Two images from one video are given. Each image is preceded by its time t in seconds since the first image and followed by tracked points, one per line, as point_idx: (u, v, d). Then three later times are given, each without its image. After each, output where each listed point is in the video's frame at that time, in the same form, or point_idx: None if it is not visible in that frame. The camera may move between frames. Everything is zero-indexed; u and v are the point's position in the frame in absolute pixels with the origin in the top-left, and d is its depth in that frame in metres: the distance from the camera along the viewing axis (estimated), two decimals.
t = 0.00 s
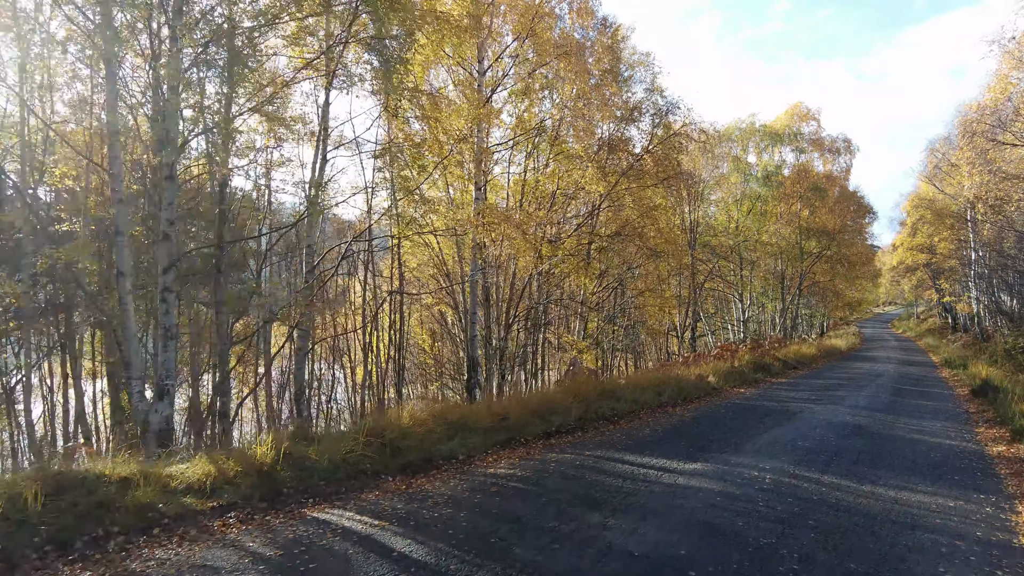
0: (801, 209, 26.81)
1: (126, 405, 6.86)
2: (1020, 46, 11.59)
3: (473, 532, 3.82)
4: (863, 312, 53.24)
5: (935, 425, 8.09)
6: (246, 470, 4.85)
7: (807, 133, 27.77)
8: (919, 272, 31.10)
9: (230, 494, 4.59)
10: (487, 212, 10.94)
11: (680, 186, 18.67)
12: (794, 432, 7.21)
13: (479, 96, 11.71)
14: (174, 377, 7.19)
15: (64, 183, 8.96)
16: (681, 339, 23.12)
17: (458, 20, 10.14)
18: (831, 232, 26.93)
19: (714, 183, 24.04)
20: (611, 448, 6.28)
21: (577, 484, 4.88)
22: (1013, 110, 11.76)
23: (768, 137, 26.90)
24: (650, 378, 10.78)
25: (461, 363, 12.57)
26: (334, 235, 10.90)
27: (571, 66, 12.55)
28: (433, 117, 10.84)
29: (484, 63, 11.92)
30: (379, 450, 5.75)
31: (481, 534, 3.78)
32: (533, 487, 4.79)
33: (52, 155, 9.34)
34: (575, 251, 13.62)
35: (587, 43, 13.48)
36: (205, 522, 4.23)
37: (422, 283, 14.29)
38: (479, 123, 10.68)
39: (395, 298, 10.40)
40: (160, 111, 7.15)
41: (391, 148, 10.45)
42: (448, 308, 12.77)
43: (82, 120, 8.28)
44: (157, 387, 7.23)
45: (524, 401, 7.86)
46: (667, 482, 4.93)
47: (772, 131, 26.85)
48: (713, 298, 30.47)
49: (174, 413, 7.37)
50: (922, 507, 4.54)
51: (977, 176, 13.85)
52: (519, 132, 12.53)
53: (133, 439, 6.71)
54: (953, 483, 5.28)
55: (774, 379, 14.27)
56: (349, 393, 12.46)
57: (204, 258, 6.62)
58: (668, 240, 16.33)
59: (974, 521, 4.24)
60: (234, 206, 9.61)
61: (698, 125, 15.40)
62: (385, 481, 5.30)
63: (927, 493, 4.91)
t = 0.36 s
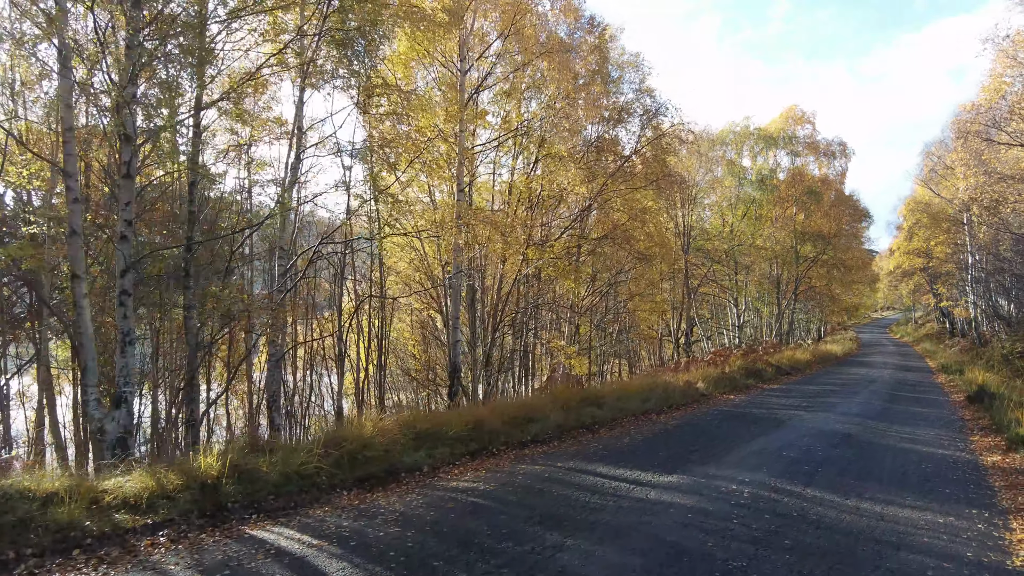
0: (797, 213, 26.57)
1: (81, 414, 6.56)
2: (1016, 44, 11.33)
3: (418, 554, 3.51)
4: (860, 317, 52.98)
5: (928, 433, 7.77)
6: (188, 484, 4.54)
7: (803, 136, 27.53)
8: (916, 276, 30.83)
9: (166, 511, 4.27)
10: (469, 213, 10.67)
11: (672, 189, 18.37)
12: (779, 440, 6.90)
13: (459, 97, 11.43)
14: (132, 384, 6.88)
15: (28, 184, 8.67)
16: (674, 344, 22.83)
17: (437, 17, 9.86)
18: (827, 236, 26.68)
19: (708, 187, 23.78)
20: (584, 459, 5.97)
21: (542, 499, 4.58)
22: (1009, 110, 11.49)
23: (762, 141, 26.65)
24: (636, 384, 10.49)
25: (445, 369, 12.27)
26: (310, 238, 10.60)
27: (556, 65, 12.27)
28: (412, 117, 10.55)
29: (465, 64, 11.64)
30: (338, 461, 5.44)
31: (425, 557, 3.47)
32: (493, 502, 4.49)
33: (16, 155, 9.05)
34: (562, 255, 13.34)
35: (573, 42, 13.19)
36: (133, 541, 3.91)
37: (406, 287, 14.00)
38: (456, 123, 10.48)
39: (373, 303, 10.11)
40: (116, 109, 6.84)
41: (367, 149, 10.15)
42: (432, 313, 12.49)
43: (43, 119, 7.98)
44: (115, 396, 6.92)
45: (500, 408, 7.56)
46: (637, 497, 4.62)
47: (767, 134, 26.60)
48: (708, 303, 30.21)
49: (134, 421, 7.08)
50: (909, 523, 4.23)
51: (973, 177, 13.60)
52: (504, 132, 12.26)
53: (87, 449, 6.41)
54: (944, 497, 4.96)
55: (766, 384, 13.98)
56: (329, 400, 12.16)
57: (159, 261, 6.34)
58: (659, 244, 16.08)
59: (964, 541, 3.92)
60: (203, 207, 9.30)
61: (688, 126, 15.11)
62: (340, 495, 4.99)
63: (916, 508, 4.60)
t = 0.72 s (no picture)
0: (794, 219, 26.31)
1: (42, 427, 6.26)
2: (1015, 45, 11.06)
3: None
4: (860, 323, 52.65)
5: (928, 445, 7.44)
6: (136, 502, 4.23)
7: (800, 141, 27.28)
8: (916, 282, 30.53)
9: (109, 534, 3.96)
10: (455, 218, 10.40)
11: (667, 194, 18.07)
12: (772, 453, 6.59)
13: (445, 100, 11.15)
14: (97, 396, 6.59)
15: None
16: (671, 352, 22.53)
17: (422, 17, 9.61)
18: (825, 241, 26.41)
19: (705, 193, 23.54)
20: (566, 473, 5.68)
21: (514, 520, 4.28)
22: (1008, 112, 11.22)
23: (760, 146, 26.39)
24: (627, 393, 10.19)
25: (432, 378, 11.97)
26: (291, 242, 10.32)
27: (544, 65, 11.95)
28: (396, 120, 10.28)
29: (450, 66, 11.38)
30: (303, 478, 5.15)
31: None
32: (461, 523, 4.20)
33: None
34: (553, 260, 13.06)
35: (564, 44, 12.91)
36: (67, 568, 3.59)
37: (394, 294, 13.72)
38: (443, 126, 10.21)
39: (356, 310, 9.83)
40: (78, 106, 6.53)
41: (350, 152, 9.88)
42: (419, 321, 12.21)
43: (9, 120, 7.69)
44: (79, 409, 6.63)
45: (482, 420, 7.28)
46: (616, 517, 4.32)
47: (765, 139, 26.34)
48: (706, 309, 29.94)
49: (102, 433, 6.83)
50: (907, 547, 3.93)
51: (971, 182, 13.32)
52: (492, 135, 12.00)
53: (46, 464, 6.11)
54: (945, 516, 4.66)
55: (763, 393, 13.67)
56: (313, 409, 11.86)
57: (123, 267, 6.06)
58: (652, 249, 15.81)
59: (967, 567, 3.62)
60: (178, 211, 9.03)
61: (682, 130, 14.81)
62: (302, 514, 4.69)
63: (914, 529, 4.29)
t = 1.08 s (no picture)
0: (799, 218, 25.90)
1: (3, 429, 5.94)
2: None
3: None
4: (867, 324, 52.06)
5: (938, 451, 7.05)
6: (77, 514, 3.89)
7: (806, 139, 26.81)
8: (923, 283, 30.05)
9: (43, 550, 3.61)
10: (448, 214, 10.07)
11: (668, 191, 17.68)
12: (772, 460, 6.23)
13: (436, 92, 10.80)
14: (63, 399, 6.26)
15: None
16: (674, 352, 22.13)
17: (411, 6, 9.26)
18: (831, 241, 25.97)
19: (708, 191, 23.13)
20: (551, 481, 5.33)
21: (488, 534, 3.94)
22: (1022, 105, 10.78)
23: (765, 144, 25.92)
24: (624, 395, 9.83)
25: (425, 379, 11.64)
26: (277, 239, 10.00)
27: (540, 56, 11.58)
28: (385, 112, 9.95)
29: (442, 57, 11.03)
30: (267, 486, 4.81)
31: None
32: (429, 538, 3.85)
33: None
34: (550, 258, 12.73)
35: (561, 35, 12.53)
36: None
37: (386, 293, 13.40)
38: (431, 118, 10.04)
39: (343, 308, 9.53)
40: (39, 98, 6.09)
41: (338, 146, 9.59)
42: (413, 319, 11.90)
43: None
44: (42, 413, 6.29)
45: (469, 421, 6.94)
46: (600, 532, 3.96)
47: (770, 137, 25.87)
48: (710, 309, 29.54)
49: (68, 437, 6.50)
50: (918, 569, 3.55)
51: (983, 178, 12.89)
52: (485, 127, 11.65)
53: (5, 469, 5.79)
54: (959, 532, 4.28)
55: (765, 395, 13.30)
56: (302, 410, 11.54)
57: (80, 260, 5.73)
58: (652, 247, 15.47)
59: None
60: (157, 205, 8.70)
61: (683, 126, 14.41)
62: (262, 526, 4.35)
63: (925, 548, 3.92)
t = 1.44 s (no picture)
0: (801, 221, 25.57)
1: None
2: None
3: None
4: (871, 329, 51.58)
5: (943, 463, 6.69)
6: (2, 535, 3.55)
7: (807, 142, 26.47)
8: (927, 287, 29.67)
9: None
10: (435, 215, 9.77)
11: (666, 193, 17.34)
12: (767, 473, 5.86)
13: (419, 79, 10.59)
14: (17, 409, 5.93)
15: None
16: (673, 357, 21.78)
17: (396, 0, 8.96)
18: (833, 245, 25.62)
19: (709, 195, 22.72)
20: (529, 496, 4.99)
21: (450, 557, 3.61)
22: None
23: (766, 146, 25.56)
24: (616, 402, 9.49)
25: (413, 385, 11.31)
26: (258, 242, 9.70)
27: (532, 54, 11.28)
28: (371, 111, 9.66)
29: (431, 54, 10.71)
30: (222, 502, 4.49)
31: None
32: (383, 562, 3.52)
33: None
34: (543, 261, 12.44)
35: (551, 32, 12.20)
36: None
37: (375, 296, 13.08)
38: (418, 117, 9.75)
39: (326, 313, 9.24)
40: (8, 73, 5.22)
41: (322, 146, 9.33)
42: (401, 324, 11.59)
43: None
44: None
45: (448, 431, 6.62)
46: (573, 555, 3.62)
47: (771, 139, 25.51)
48: (711, 314, 29.13)
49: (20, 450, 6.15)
50: None
51: (988, 179, 12.55)
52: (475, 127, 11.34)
53: None
54: (966, 554, 3.93)
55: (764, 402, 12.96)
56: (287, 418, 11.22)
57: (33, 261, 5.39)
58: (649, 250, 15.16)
59: None
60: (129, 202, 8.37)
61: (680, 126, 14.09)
62: (211, 546, 4.02)
63: (929, 572, 3.57)
